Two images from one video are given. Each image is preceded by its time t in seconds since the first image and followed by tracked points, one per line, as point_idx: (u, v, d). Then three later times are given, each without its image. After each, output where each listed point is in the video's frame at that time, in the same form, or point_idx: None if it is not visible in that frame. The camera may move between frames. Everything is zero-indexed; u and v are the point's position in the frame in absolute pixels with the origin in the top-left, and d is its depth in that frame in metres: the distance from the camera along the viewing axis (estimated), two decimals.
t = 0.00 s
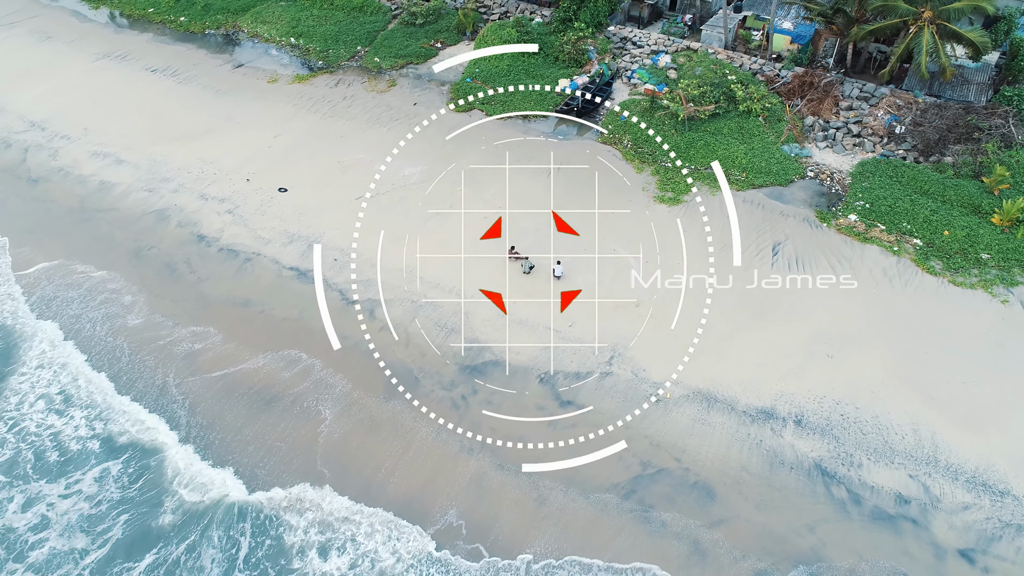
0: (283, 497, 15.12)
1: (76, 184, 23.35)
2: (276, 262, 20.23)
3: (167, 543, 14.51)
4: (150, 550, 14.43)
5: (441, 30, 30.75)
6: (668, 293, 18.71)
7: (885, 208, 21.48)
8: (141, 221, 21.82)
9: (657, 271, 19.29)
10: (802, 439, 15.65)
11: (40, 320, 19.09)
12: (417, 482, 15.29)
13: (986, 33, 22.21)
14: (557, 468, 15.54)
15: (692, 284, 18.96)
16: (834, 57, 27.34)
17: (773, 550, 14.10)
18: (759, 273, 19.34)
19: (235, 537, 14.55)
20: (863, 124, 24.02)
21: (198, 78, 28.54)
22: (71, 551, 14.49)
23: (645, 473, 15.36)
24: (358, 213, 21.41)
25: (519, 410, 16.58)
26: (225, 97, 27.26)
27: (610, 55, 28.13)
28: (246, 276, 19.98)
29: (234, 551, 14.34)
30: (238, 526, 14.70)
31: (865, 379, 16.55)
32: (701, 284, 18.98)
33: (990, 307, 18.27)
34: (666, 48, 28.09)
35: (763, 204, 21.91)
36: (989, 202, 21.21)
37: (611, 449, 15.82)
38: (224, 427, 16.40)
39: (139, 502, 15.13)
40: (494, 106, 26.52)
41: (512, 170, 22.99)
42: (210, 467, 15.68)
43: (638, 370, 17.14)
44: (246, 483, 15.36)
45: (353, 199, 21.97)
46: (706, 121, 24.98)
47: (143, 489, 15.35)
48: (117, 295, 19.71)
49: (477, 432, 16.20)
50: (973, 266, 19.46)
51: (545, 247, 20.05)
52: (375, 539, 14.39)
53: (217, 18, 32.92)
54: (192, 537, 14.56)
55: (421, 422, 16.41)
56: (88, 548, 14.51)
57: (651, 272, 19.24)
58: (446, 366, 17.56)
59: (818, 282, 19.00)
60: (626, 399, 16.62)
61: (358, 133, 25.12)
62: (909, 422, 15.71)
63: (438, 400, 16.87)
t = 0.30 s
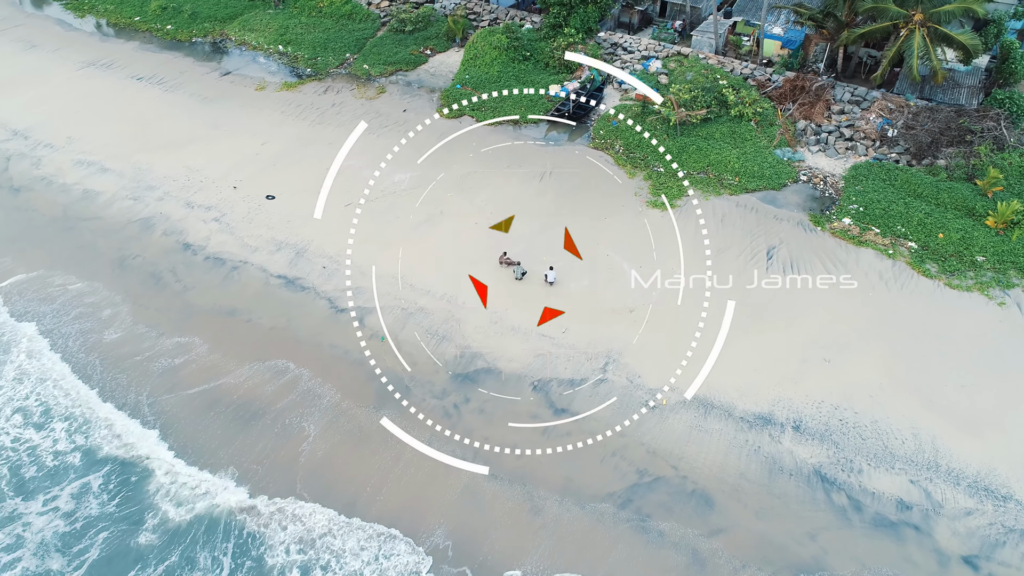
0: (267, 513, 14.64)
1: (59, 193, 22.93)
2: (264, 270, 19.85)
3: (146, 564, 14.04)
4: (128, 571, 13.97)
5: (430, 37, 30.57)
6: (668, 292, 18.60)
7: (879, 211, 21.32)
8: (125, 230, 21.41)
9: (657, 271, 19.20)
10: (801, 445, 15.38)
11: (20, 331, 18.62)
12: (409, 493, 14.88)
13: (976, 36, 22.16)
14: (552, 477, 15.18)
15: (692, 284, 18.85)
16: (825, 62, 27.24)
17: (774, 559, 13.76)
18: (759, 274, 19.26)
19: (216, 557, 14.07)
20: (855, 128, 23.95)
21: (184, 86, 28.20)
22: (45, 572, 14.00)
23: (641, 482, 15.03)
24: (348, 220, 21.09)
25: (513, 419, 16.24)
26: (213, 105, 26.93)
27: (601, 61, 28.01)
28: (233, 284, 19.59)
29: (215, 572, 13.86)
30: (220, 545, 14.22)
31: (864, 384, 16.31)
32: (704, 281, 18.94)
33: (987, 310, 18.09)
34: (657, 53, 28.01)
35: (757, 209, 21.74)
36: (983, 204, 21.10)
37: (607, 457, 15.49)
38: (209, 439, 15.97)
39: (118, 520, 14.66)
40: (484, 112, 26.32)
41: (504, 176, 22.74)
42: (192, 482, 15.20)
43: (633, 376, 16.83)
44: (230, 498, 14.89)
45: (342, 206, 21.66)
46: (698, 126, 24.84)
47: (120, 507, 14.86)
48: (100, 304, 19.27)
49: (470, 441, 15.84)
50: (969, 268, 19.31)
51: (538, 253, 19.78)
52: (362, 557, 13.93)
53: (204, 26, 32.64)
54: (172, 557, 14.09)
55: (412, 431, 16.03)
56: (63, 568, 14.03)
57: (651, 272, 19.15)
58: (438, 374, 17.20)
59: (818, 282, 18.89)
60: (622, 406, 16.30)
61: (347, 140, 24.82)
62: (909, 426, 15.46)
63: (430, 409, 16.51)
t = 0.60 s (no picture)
0: (251, 530, 14.19)
1: (39, 203, 22.47)
2: (249, 279, 19.45)
3: None
4: None
5: (418, 44, 30.35)
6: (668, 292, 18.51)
7: (871, 214, 21.18)
8: (107, 240, 20.97)
9: (657, 271, 19.14)
10: (798, 451, 15.09)
11: None
12: (398, 506, 14.48)
13: (966, 39, 22.09)
14: (545, 487, 14.82)
15: (692, 283, 18.78)
16: (814, 67, 27.08)
17: (773, 568, 13.43)
18: (759, 273, 19.18)
19: None
20: (846, 131, 23.88)
21: (168, 94, 27.82)
22: None
23: (636, 491, 14.69)
24: (335, 228, 20.75)
25: (504, 428, 15.88)
26: (197, 113, 26.57)
27: (591, 67, 27.92)
28: (217, 294, 19.18)
29: None
30: (200, 564, 13.75)
31: (860, 388, 16.07)
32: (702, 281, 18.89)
33: (982, 313, 17.92)
34: (646, 59, 27.88)
35: (749, 213, 21.55)
36: (976, 206, 20.98)
37: (601, 466, 15.14)
38: (191, 453, 15.53)
39: (94, 540, 14.20)
40: (473, 119, 26.05)
41: (493, 183, 22.48)
42: (172, 498, 14.74)
43: (626, 383, 16.52)
44: (212, 514, 14.43)
45: (329, 213, 21.31)
46: (688, 131, 24.69)
47: (97, 525, 14.38)
48: (80, 316, 18.82)
49: (460, 452, 15.45)
50: (962, 271, 19.16)
51: (528, 259, 19.51)
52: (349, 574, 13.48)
53: (189, 35, 32.29)
54: None
55: (401, 442, 15.65)
56: None
57: (652, 272, 19.10)
58: (428, 383, 16.83)
59: (818, 282, 18.83)
60: (615, 413, 15.98)
61: (334, 147, 24.50)
62: (907, 431, 15.22)
63: (420, 420, 16.12)
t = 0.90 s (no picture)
0: (232, 547, 13.72)
1: (18, 212, 21.97)
2: (233, 287, 19.03)
3: None
4: None
5: (405, 50, 30.09)
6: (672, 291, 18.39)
7: (864, 216, 21.02)
8: (87, 249, 20.51)
9: (657, 271, 19.02)
10: (796, 457, 14.79)
11: None
12: (386, 518, 14.06)
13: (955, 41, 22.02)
14: (538, 496, 14.43)
15: (692, 283, 18.65)
16: (803, 71, 27.16)
17: None
18: (760, 273, 19.09)
19: None
20: (836, 134, 23.71)
21: (151, 102, 27.40)
22: None
23: (631, 500, 14.33)
24: (322, 235, 20.39)
25: (495, 436, 15.51)
26: (181, 120, 26.17)
27: (579, 72, 27.67)
28: (200, 303, 18.74)
29: None
30: None
31: (857, 392, 15.82)
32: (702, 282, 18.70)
33: (977, 314, 17.74)
34: (635, 63, 27.72)
35: (741, 216, 21.35)
36: (968, 208, 20.85)
37: (595, 474, 14.79)
38: (172, 468, 15.07)
39: (67, 559, 13.68)
40: (462, 124, 25.76)
41: (482, 188, 22.17)
42: (151, 515, 14.25)
43: (619, 389, 16.19)
44: (193, 532, 13.96)
45: (315, 220, 20.95)
46: (679, 135, 24.52)
47: (71, 547, 13.85)
48: (59, 327, 18.34)
49: (450, 463, 15.05)
50: (957, 272, 18.99)
51: (518, 265, 19.20)
52: None
53: (173, 42, 31.92)
54: None
55: (390, 452, 15.24)
56: None
57: (651, 272, 18.97)
58: (417, 392, 16.44)
59: (818, 281, 18.74)
60: (609, 420, 15.65)
61: (320, 153, 24.16)
62: (905, 434, 14.96)
63: (408, 429, 15.71)
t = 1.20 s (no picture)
0: (214, 563, 13.21)
1: None
2: (217, 295, 18.58)
3: None
4: None
5: (394, 56, 29.83)
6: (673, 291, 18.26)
7: (858, 219, 20.81)
8: (68, 257, 20.02)
9: (657, 271, 18.91)
10: (795, 463, 14.46)
11: None
12: (374, 531, 13.62)
13: (946, 42, 21.99)
14: (531, 506, 14.03)
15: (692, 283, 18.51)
16: (794, 75, 27.10)
17: None
18: (760, 272, 18.95)
19: None
20: (829, 137, 23.57)
21: (136, 109, 26.97)
22: None
23: (627, 509, 13.94)
24: (309, 242, 20.00)
25: (486, 445, 15.11)
26: (165, 127, 25.75)
27: (569, 77, 27.55)
28: (183, 311, 18.28)
29: None
30: None
31: (855, 396, 15.53)
32: (704, 281, 18.62)
33: (975, 317, 17.50)
34: (626, 68, 27.50)
35: (734, 220, 21.10)
36: (963, 210, 20.66)
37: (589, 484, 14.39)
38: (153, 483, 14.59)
39: None
40: (451, 129, 25.43)
41: (472, 194, 21.85)
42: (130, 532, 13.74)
43: (613, 396, 15.82)
44: (172, 550, 13.45)
45: (302, 226, 20.57)
46: (670, 139, 24.27)
47: (43, 568, 13.28)
48: (37, 338, 17.84)
49: (440, 474, 14.62)
50: (952, 275, 18.77)
51: (509, 271, 18.85)
52: None
53: (159, 49, 31.54)
54: None
55: (378, 463, 14.81)
56: None
57: (651, 272, 18.86)
58: (405, 401, 16.01)
59: (818, 282, 18.60)
60: (603, 428, 15.27)
61: (307, 160, 23.79)
62: (905, 439, 14.66)
63: (397, 439, 15.26)
